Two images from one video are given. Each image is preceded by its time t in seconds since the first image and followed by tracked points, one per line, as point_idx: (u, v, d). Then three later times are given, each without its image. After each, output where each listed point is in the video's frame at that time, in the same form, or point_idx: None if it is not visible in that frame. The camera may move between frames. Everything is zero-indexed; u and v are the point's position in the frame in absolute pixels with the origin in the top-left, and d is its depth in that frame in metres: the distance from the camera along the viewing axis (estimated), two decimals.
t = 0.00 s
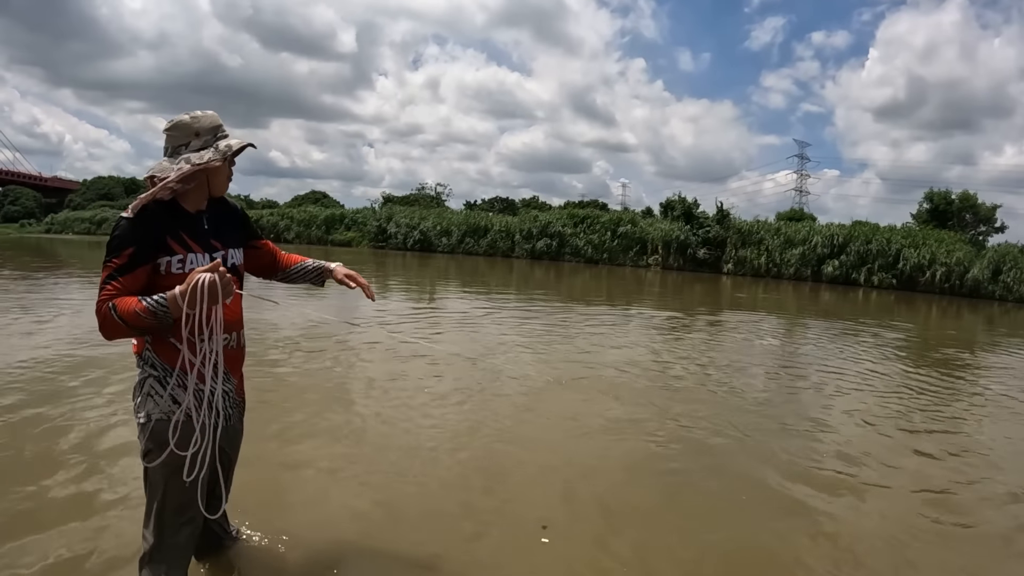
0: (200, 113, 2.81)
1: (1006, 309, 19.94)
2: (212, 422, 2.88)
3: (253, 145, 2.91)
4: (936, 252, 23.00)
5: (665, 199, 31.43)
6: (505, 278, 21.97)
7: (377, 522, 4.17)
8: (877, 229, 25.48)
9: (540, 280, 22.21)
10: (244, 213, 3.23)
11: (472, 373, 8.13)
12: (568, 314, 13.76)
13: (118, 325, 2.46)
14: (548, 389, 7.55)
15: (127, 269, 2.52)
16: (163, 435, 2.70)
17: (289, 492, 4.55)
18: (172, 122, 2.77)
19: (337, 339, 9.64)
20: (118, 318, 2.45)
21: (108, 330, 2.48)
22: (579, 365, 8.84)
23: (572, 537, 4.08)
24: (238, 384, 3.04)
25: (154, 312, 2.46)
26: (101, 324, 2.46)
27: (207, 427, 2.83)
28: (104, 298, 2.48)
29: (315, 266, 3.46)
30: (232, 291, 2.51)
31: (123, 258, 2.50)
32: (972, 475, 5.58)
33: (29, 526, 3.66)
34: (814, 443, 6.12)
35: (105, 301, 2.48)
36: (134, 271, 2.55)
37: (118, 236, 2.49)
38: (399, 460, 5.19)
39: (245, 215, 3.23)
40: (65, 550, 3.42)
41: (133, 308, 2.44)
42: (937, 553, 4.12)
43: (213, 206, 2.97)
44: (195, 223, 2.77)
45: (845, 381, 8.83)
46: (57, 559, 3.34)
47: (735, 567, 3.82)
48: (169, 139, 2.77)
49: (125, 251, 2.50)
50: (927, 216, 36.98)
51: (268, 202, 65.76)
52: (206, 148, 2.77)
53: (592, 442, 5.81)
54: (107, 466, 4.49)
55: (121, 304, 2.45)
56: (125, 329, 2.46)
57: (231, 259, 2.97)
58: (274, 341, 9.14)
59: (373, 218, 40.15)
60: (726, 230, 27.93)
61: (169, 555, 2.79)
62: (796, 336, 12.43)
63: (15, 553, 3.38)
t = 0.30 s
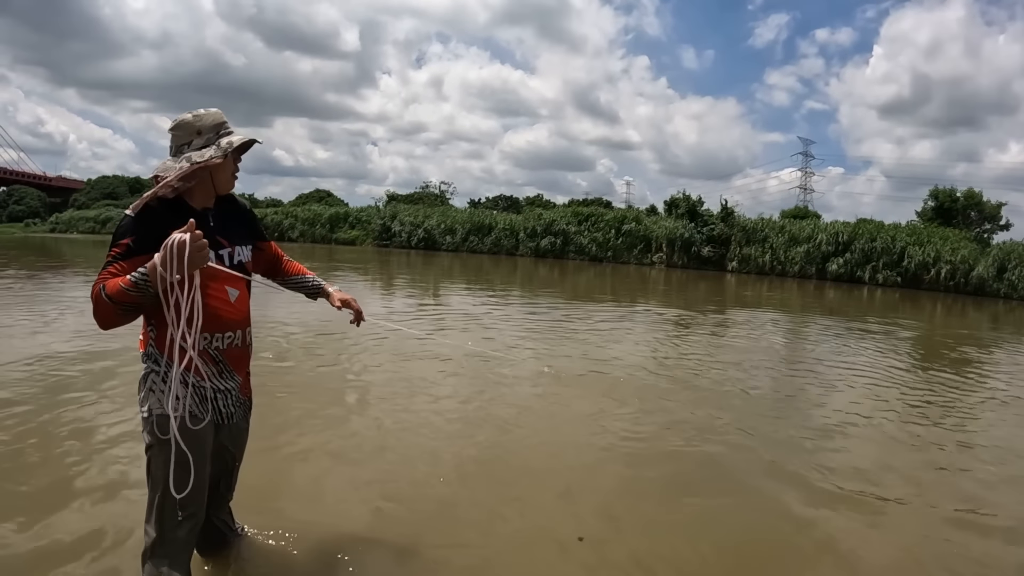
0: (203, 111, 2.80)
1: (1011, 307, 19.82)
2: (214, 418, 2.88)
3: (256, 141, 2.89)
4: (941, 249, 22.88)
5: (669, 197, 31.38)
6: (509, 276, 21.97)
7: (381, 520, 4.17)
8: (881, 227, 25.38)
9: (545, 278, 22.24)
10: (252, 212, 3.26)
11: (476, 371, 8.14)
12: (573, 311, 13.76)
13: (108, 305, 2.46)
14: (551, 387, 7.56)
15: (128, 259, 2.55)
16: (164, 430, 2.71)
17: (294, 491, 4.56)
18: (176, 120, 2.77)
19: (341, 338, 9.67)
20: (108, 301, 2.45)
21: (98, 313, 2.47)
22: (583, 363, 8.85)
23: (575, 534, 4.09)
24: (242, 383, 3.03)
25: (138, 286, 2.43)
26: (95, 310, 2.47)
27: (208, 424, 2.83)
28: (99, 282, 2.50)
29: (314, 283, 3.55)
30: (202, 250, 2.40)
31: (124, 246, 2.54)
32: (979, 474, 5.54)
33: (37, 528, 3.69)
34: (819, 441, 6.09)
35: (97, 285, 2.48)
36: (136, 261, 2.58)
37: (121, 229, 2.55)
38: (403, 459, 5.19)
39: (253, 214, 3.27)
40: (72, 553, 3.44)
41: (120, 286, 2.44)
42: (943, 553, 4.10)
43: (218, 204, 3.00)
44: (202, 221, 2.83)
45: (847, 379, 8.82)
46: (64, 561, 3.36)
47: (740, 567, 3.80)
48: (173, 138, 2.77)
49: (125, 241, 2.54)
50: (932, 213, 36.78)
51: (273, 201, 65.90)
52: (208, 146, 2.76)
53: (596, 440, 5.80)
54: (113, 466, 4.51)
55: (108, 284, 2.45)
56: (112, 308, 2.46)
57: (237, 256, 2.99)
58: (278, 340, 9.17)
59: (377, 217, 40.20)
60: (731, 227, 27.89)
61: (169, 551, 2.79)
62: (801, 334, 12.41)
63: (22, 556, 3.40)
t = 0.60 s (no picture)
0: (206, 110, 2.80)
1: (1016, 305, 19.75)
2: (221, 417, 2.88)
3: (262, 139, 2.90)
4: (944, 247, 22.75)
5: (673, 195, 31.34)
6: (512, 275, 21.97)
7: (383, 518, 4.18)
8: (886, 225, 25.29)
9: (549, 276, 22.24)
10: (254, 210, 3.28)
11: (479, 369, 8.15)
12: (576, 310, 13.76)
13: (99, 288, 2.55)
14: (554, 385, 7.56)
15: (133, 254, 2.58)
16: (171, 428, 2.72)
17: (295, 489, 4.55)
18: (179, 120, 2.78)
19: (346, 336, 9.69)
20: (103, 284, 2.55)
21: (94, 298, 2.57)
22: (587, 361, 8.84)
23: (577, 533, 4.09)
24: (246, 381, 3.03)
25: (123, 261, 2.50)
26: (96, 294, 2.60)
27: (214, 422, 2.83)
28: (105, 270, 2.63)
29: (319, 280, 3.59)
30: (166, 216, 2.36)
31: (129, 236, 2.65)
32: (982, 474, 5.51)
33: (43, 527, 3.69)
34: (823, 441, 6.07)
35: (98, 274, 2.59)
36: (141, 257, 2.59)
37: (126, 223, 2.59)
38: (405, 458, 5.19)
39: (255, 212, 3.29)
40: (79, 553, 3.44)
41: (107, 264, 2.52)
42: (946, 553, 4.09)
43: (222, 203, 3.02)
44: (207, 220, 2.85)
45: (851, 378, 8.79)
46: (69, 562, 3.35)
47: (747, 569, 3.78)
48: (177, 137, 2.78)
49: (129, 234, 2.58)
50: (936, 212, 36.62)
51: (277, 200, 66.00)
52: (212, 145, 2.77)
53: (599, 438, 5.79)
54: (117, 465, 4.53)
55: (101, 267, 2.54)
56: (104, 290, 2.54)
57: (243, 256, 3.01)
58: (282, 339, 9.19)
59: (380, 215, 40.24)
60: (734, 225, 27.84)
61: (178, 549, 2.80)
62: (804, 332, 12.39)
63: (28, 555, 3.40)
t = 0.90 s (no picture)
0: (218, 106, 2.80)
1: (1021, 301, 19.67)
2: (229, 414, 2.89)
3: (268, 143, 2.95)
4: (949, 243, 22.69)
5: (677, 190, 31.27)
6: (516, 270, 21.96)
7: (387, 514, 4.19)
8: (890, 221, 25.20)
9: (553, 271, 22.27)
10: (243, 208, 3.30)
11: (483, 365, 8.16)
12: (580, 306, 13.76)
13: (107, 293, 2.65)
14: (558, 381, 7.56)
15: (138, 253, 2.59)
16: (181, 427, 2.70)
17: (296, 486, 4.56)
18: (190, 111, 2.75)
19: (350, 333, 9.71)
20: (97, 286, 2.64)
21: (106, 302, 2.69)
22: (590, 357, 8.84)
23: (581, 529, 4.10)
24: (249, 377, 3.07)
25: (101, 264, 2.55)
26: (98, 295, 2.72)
27: (223, 419, 2.84)
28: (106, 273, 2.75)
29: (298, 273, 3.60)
30: (109, 213, 2.29)
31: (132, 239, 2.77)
32: (985, 470, 5.49)
33: (46, 525, 3.71)
34: (826, 437, 6.04)
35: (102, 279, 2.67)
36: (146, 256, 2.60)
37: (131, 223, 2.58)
38: (406, 455, 5.19)
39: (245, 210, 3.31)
40: (80, 551, 3.45)
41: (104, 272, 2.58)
42: (952, 549, 4.07)
43: (217, 200, 3.03)
44: (208, 218, 2.87)
45: (855, 373, 8.77)
46: (71, 561, 3.36)
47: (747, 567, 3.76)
48: (186, 128, 2.74)
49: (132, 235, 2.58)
50: (941, 207, 36.44)
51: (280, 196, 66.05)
52: (225, 142, 2.80)
53: (601, 435, 5.78)
54: (121, 463, 4.54)
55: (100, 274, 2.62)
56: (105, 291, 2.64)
57: (240, 253, 3.05)
58: (287, 335, 9.21)
59: (384, 212, 40.23)
60: (738, 221, 27.78)
61: (189, 548, 2.80)
62: (808, 328, 12.37)
63: (30, 554, 3.42)
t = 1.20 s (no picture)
0: (206, 103, 2.80)
1: None
2: (233, 412, 2.90)
3: (258, 138, 2.95)
4: (952, 241, 22.59)
5: (680, 187, 31.20)
6: (519, 267, 21.97)
7: (388, 511, 4.21)
8: (893, 217, 25.10)
9: (556, 268, 22.29)
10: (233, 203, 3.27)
11: (484, 362, 8.17)
12: (583, 303, 13.77)
13: (124, 309, 2.50)
14: (560, 378, 7.57)
15: (144, 254, 2.59)
16: (188, 427, 2.71)
17: (295, 484, 4.56)
18: (177, 108, 2.74)
19: (352, 330, 9.73)
20: (126, 304, 2.48)
21: (113, 315, 2.51)
22: (593, 354, 8.84)
23: (585, 526, 4.10)
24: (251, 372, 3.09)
25: (156, 291, 2.44)
26: (110, 310, 2.51)
27: (228, 417, 2.85)
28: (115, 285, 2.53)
29: (265, 260, 3.47)
30: (223, 256, 2.39)
31: (133, 245, 2.57)
32: (985, 468, 5.46)
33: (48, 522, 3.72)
34: (826, 434, 6.03)
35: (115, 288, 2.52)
36: (151, 257, 2.60)
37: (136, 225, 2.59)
38: (405, 452, 5.18)
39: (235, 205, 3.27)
40: (77, 549, 3.45)
41: (138, 293, 2.46)
42: (955, 547, 4.07)
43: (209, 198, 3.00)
44: (204, 215, 2.85)
45: (858, 371, 8.74)
46: (67, 559, 3.37)
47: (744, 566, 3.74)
48: (175, 125, 2.73)
49: (140, 237, 2.59)
50: (944, 204, 36.24)
51: (283, 193, 66.19)
52: (214, 139, 2.79)
53: (601, 432, 5.79)
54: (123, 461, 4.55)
55: (126, 291, 2.50)
56: (127, 308, 2.49)
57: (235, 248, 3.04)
58: (289, 333, 9.25)
59: (386, 209, 40.24)
60: (741, 218, 27.73)
61: (193, 546, 2.81)
62: (811, 325, 12.36)
63: (33, 551, 3.44)
